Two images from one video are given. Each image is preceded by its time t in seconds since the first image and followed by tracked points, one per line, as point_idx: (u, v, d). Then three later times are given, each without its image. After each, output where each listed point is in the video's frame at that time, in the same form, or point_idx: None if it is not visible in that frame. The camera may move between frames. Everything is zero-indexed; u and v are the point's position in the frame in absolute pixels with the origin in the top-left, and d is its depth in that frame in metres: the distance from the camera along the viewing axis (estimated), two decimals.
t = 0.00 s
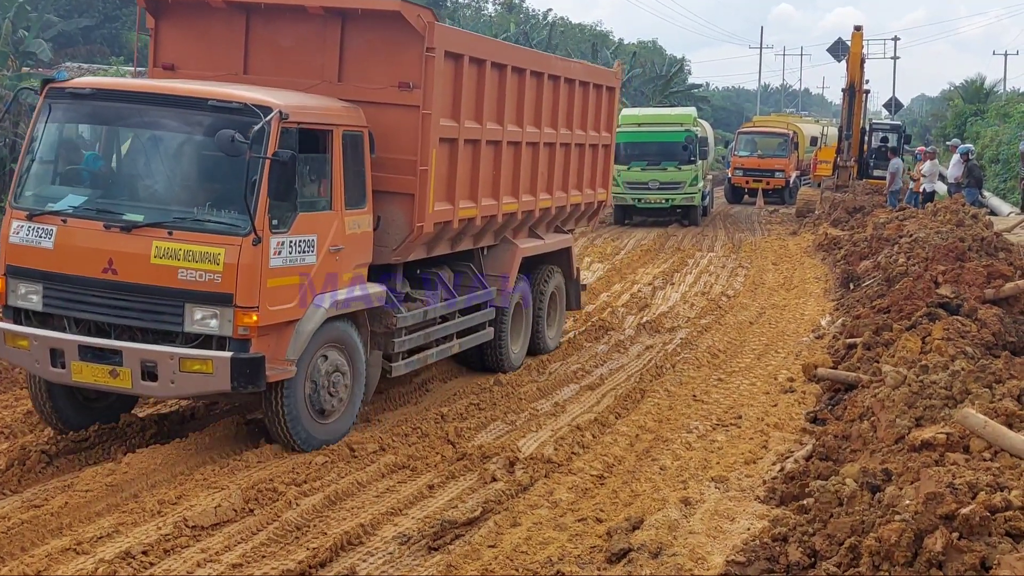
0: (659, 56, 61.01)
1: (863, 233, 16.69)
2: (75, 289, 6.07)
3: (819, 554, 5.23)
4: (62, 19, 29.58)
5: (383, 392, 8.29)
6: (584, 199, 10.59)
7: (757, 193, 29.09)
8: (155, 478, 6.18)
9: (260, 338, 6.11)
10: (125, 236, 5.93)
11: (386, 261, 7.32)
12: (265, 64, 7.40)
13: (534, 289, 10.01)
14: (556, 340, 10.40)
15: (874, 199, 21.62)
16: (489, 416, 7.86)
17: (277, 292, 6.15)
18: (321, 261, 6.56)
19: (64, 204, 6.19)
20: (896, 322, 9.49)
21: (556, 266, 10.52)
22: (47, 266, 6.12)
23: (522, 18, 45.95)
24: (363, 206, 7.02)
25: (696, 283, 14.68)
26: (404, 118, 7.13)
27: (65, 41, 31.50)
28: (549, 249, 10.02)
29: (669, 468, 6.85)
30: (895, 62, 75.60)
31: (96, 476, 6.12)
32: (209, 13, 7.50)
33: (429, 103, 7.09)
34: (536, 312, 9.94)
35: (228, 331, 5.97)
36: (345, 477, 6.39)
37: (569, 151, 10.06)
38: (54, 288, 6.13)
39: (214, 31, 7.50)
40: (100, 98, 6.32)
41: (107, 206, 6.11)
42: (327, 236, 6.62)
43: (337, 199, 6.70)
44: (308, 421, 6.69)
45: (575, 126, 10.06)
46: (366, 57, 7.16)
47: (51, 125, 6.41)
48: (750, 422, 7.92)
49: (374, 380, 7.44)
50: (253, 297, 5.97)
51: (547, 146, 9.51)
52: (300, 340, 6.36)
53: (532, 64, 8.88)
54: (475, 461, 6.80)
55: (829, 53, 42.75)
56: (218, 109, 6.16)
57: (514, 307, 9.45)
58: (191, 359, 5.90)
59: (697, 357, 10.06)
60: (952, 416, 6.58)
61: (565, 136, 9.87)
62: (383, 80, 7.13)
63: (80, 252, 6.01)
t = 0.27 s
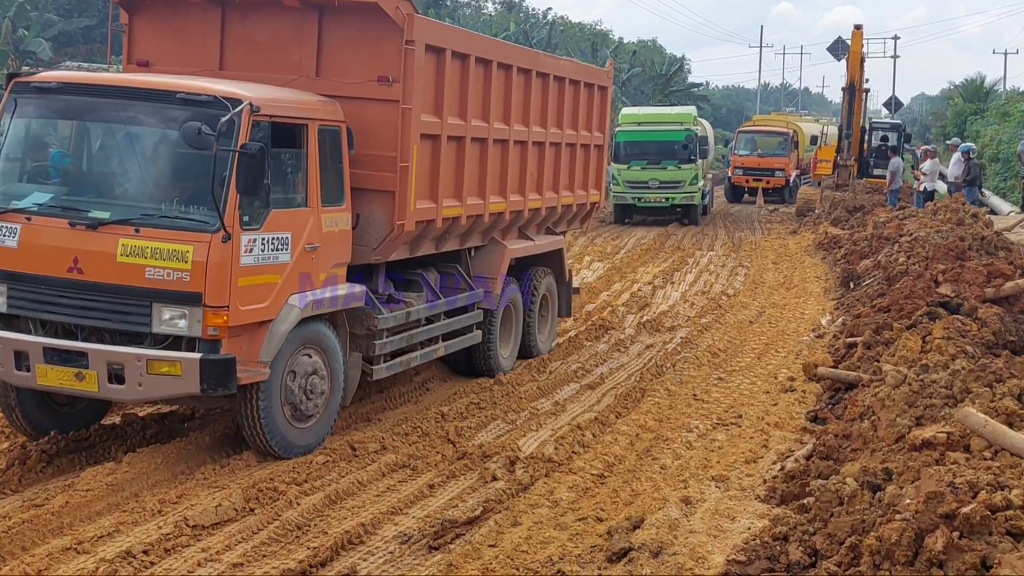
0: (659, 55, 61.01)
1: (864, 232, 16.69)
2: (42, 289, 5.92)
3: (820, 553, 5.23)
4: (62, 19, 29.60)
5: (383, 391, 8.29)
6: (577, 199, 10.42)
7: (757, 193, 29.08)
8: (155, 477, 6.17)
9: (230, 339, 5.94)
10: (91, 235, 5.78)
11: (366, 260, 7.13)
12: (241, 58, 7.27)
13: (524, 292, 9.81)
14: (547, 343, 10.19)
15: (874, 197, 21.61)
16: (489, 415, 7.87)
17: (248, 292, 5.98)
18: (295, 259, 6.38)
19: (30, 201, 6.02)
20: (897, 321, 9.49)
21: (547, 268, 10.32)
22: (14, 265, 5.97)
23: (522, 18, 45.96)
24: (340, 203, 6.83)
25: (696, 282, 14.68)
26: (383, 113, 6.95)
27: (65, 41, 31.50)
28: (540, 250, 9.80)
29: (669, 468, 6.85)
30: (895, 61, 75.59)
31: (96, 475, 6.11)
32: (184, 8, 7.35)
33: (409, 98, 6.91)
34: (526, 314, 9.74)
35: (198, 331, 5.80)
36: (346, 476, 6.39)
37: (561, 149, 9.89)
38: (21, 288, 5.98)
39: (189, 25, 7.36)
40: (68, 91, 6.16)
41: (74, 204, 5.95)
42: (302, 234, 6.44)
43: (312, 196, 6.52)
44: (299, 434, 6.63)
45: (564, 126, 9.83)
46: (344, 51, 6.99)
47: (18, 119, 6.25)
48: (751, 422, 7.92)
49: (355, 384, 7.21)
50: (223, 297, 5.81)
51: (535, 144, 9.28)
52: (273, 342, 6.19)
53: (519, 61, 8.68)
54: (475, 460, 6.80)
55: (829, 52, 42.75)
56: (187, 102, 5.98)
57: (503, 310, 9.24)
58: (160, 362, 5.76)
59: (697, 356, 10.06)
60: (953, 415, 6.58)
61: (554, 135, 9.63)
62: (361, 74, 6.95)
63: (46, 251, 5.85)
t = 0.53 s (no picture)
0: (660, 54, 61.02)
1: (865, 231, 16.69)
2: (9, 292, 5.73)
3: (822, 552, 5.24)
4: (64, 19, 29.64)
5: (385, 390, 8.28)
6: (575, 199, 10.23)
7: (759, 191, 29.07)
8: (157, 476, 6.16)
9: (201, 345, 5.74)
10: (57, 237, 5.58)
11: (347, 262, 6.92)
12: (221, 55, 7.08)
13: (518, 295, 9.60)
14: (541, 347, 9.98)
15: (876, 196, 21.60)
16: (491, 414, 7.87)
17: (220, 296, 5.77)
18: (271, 262, 6.18)
19: None
20: (899, 320, 9.49)
21: (542, 269, 10.10)
22: None
23: (523, 17, 45.97)
24: (320, 204, 6.62)
25: (697, 281, 14.68)
26: (366, 112, 6.73)
27: (67, 40, 31.54)
28: (533, 252, 9.58)
29: (671, 466, 6.85)
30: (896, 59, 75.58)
31: (98, 473, 6.10)
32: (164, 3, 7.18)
33: (392, 96, 6.70)
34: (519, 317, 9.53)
35: (167, 337, 5.59)
36: (348, 475, 6.39)
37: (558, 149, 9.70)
38: None
39: (169, 21, 7.18)
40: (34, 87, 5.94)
41: (42, 205, 5.75)
42: (278, 235, 6.23)
43: (290, 197, 6.31)
44: (281, 440, 6.44)
45: (560, 125, 9.61)
46: (326, 48, 6.81)
47: None
48: (752, 420, 7.92)
49: (336, 389, 7.01)
50: (193, 301, 5.59)
51: (529, 143, 9.07)
52: (247, 347, 5.98)
53: (511, 57, 8.47)
54: (477, 459, 6.80)
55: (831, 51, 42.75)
56: (157, 99, 5.77)
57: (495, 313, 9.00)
58: (128, 369, 5.56)
59: (699, 355, 10.06)
60: (955, 414, 6.57)
61: (549, 134, 9.41)
62: (344, 71, 6.75)
63: (13, 253, 5.66)
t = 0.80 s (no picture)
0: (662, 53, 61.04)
1: (867, 230, 16.69)
2: None
3: (824, 551, 5.24)
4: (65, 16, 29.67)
5: (387, 388, 8.28)
6: (573, 199, 10.03)
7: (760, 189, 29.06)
8: (159, 476, 6.15)
9: (178, 353, 5.50)
10: (30, 240, 5.35)
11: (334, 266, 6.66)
12: (206, 51, 6.77)
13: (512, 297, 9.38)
14: (536, 348, 9.78)
15: (878, 195, 21.60)
16: (493, 412, 7.87)
17: (198, 302, 5.53)
18: (253, 267, 5.95)
19: None
20: (901, 319, 9.48)
21: (538, 270, 9.90)
22: None
23: (525, 15, 45.97)
24: (304, 206, 6.36)
25: (699, 279, 14.69)
26: (353, 111, 6.43)
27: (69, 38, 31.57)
28: (529, 253, 9.36)
29: (673, 465, 6.85)
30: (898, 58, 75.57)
31: (100, 472, 6.09)
32: None
33: (380, 95, 6.42)
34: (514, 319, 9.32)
35: (141, 345, 5.34)
36: (350, 473, 6.39)
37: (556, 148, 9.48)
38: None
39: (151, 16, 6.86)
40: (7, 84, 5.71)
41: (15, 207, 5.51)
42: (259, 239, 6.00)
43: (271, 199, 6.06)
44: (273, 441, 6.30)
45: (558, 122, 9.36)
46: (313, 44, 6.51)
47: None
48: (754, 419, 7.91)
49: (317, 400, 6.79)
50: (169, 308, 5.35)
51: (526, 142, 8.80)
52: (226, 354, 5.74)
53: (508, 55, 8.20)
54: (479, 457, 6.80)
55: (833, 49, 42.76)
56: (133, 99, 5.51)
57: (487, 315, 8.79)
58: (100, 378, 5.32)
59: (701, 353, 10.05)
60: (958, 413, 6.56)
61: (547, 132, 9.18)
62: (331, 69, 6.45)
63: None
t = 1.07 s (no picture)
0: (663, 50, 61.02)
1: (868, 228, 16.67)
2: None
3: (824, 548, 5.25)
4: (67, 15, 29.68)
5: (388, 386, 8.28)
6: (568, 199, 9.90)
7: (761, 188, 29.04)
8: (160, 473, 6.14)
9: (151, 362, 5.32)
10: None
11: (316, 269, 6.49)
12: (184, 48, 6.65)
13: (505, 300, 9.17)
14: (529, 352, 9.57)
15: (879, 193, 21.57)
16: (493, 410, 7.87)
17: (173, 309, 5.35)
18: (230, 272, 5.75)
19: None
20: (902, 316, 9.47)
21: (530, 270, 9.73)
22: None
23: (526, 12, 45.96)
24: (285, 208, 6.19)
25: (700, 277, 14.68)
26: (337, 110, 6.27)
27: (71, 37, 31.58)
28: (522, 253, 9.19)
29: (674, 463, 6.85)
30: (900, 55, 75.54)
31: (101, 469, 6.07)
32: None
33: (365, 93, 6.27)
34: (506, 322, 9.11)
35: (113, 354, 5.17)
36: (351, 471, 6.40)
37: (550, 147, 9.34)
38: None
39: (130, 12, 6.76)
40: None
41: None
42: (237, 243, 5.81)
43: (250, 201, 5.87)
44: (263, 441, 6.15)
45: (551, 121, 9.22)
46: (296, 42, 6.37)
47: None
48: (755, 417, 7.91)
49: (299, 408, 6.53)
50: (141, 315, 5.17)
51: (517, 141, 8.64)
52: (203, 362, 5.54)
53: (498, 52, 8.04)
54: (480, 455, 6.80)
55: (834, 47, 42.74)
56: (106, 98, 5.35)
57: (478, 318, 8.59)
58: (70, 387, 5.15)
59: (702, 351, 10.05)
60: (958, 411, 6.56)
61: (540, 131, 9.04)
62: (314, 66, 6.31)
63: None
